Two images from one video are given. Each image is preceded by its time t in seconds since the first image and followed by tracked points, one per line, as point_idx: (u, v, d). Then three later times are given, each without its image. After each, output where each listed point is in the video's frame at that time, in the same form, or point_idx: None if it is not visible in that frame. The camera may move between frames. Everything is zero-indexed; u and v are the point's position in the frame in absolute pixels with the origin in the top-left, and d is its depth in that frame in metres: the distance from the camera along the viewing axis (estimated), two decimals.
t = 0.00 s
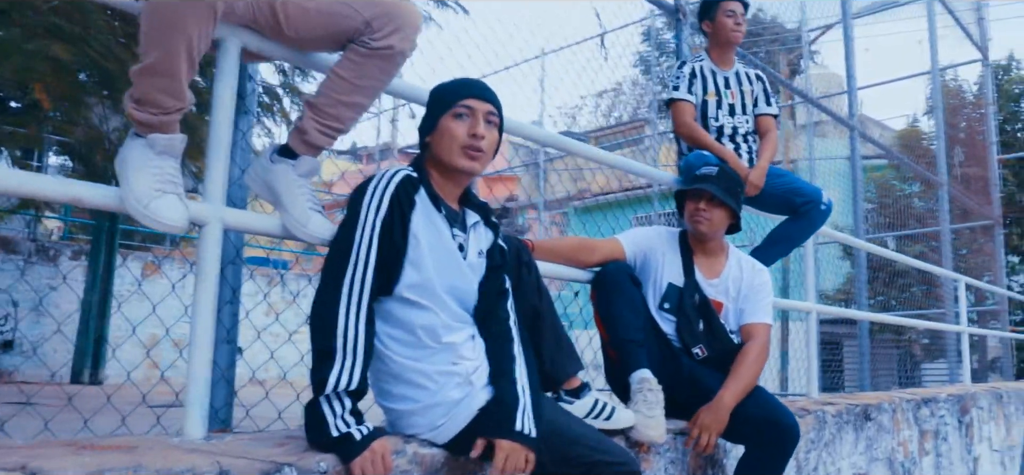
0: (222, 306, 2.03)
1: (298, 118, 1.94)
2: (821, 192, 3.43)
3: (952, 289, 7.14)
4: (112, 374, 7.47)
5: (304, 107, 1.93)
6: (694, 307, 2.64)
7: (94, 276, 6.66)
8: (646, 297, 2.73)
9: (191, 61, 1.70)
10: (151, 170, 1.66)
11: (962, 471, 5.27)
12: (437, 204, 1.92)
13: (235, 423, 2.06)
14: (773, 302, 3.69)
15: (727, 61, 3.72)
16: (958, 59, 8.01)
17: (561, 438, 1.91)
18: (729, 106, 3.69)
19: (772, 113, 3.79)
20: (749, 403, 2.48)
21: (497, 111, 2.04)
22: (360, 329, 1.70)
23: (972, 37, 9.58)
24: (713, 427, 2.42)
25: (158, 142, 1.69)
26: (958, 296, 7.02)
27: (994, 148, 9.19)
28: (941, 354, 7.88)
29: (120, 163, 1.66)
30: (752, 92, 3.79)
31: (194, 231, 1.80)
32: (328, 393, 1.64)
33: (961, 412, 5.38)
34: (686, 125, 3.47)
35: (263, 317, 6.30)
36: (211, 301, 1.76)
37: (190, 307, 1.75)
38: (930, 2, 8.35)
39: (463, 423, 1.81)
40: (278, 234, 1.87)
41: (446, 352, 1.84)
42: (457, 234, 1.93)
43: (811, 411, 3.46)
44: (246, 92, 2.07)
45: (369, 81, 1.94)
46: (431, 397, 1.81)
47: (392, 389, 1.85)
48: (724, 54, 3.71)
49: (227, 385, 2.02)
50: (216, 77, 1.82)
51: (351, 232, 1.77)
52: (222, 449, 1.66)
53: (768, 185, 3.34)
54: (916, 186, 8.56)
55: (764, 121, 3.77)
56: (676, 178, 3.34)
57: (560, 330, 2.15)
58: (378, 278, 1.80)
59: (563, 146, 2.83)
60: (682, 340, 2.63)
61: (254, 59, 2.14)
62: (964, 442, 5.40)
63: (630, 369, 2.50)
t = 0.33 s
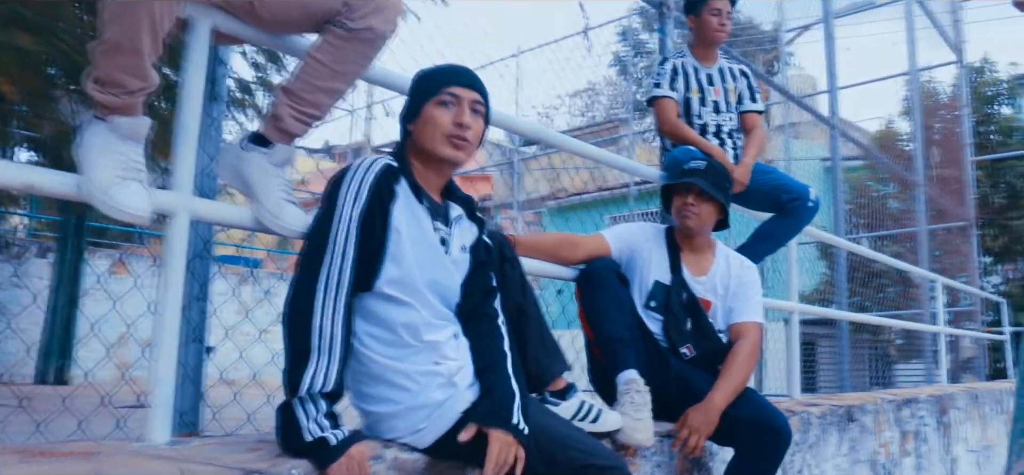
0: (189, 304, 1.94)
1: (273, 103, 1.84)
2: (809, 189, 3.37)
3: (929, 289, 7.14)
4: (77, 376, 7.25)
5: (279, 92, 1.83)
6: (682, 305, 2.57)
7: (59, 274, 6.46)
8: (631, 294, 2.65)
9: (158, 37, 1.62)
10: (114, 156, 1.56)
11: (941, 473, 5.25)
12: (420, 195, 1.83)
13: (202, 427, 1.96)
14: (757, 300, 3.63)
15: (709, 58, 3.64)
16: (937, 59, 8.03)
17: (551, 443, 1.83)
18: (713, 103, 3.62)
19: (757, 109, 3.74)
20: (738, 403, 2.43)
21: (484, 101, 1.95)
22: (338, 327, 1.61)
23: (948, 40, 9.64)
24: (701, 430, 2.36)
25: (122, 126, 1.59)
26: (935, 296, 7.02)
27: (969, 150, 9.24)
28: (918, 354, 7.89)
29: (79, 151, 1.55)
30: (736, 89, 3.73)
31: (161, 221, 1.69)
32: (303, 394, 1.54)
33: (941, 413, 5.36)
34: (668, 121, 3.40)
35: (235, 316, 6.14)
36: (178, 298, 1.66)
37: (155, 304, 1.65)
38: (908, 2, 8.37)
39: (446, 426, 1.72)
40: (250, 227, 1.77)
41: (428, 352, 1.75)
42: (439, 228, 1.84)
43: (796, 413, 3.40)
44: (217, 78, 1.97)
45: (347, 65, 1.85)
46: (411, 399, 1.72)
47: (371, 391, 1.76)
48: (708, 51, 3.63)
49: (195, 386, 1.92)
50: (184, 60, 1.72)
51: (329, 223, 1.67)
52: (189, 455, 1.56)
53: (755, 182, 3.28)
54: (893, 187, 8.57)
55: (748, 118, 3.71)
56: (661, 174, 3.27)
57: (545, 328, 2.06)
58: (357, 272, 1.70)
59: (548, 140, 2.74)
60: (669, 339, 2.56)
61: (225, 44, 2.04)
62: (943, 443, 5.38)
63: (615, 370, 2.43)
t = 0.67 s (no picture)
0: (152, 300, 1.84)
1: (241, 85, 1.75)
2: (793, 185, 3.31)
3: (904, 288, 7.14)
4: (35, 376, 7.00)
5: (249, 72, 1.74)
6: (666, 303, 2.50)
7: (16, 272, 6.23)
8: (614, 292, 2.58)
9: (117, 13, 1.59)
10: (67, 140, 1.47)
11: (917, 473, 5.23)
12: (397, 185, 1.74)
13: (163, 430, 1.86)
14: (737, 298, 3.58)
15: (689, 50, 3.57)
16: (911, 60, 8.07)
17: (532, 445, 1.75)
18: (694, 98, 3.55)
19: (739, 103, 3.69)
20: (724, 404, 2.38)
21: (465, 87, 1.86)
22: (309, 323, 1.51)
23: (920, 42, 9.70)
24: (686, 433, 2.29)
25: (79, 105, 1.53)
26: (910, 295, 7.02)
27: (940, 150, 9.30)
28: (891, 354, 7.90)
29: (32, 133, 1.46)
30: (718, 83, 3.68)
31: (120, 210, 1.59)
32: (272, 395, 1.45)
33: (917, 412, 5.34)
34: (650, 116, 3.35)
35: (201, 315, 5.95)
36: (138, 292, 1.56)
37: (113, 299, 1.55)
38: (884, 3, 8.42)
39: (425, 428, 1.64)
40: (217, 217, 1.67)
41: (405, 350, 1.66)
42: (417, 219, 1.75)
43: (777, 414, 3.35)
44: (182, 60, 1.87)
45: (320, 45, 1.77)
46: (387, 401, 1.63)
47: (343, 391, 1.66)
48: (688, 43, 3.56)
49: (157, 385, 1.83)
50: (150, 40, 1.64)
51: (301, 212, 1.58)
52: (149, 460, 1.47)
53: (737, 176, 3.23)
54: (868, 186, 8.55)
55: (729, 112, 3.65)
56: (643, 169, 3.20)
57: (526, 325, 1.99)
58: (330, 266, 1.61)
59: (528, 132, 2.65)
60: (652, 339, 2.48)
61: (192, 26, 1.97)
62: (919, 443, 5.36)
63: (597, 370, 2.35)
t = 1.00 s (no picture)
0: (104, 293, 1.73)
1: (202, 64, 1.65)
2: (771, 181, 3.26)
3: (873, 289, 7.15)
4: None
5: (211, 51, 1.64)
6: (645, 300, 2.43)
7: None
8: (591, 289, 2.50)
9: None
10: (8, 120, 1.38)
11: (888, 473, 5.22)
12: (369, 172, 1.64)
13: (114, 433, 1.75)
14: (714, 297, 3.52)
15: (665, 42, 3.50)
16: (881, 61, 8.08)
17: (511, 444, 1.60)
18: (670, 91, 3.48)
19: (716, 96, 3.62)
20: (705, 404, 2.31)
21: (442, 72, 1.77)
22: (272, 319, 1.41)
23: (888, 44, 9.73)
24: (666, 432, 2.20)
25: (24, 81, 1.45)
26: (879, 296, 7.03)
27: (908, 152, 9.33)
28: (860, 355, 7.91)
29: None
30: (695, 74, 3.61)
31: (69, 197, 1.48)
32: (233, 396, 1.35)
33: (887, 413, 5.33)
34: (628, 110, 3.28)
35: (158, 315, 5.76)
36: (88, 286, 1.45)
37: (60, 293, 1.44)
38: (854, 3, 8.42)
39: (397, 431, 1.55)
40: (176, 206, 1.57)
41: (376, 348, 1.56)
42: (389, 208, 1.66)
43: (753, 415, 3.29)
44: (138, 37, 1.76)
45: (288, 22, 1.69)
46: (356, 402, 1.53)
47: (311, 392, 1.56)
48: (664, 35, 3.49)
49: (109, 386, 1.72)
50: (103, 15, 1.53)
51: (264, 199, 1.48)
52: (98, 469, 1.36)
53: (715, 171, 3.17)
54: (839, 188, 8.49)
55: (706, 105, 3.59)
56: (620, 164, 3.13)
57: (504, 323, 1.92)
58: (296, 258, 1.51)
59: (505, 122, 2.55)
60: (631, 338, 2.40)
61: (148, 0, 1.86)
62: (890, 444, 5.35)
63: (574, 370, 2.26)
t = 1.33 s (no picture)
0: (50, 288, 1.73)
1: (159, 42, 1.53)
2: (747, 179, 3.23)
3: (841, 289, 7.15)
4: None
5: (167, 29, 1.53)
6: (621, 300, 2.34)
7: None
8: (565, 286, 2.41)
9: None
10: None
11: None
12: (335, 160, 1.55)
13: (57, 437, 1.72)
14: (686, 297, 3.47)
15: (638, 35, 3.43)
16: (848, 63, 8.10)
17: (485, 450, 1.53)
18: (644, 86, 3.42)
19: (691, 91, 3.57)
20: (684, 407, 2.23)
21: (416, 56, 1.67)
22: (229, 320, 1.31)
23: (855, 46, 9.76)
24: (643, 435, 2.13)
25: None
26: (848, 296, 7.02)
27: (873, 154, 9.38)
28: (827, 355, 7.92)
29: None
30: (670, 68, 3.53)
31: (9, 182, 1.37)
32: (186, 402, 1.25)
33: (856, 414, 5.31)
34: (601, 106, 3.22)
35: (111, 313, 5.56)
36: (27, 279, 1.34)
37: None
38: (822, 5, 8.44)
39: (364, 439, 1.46)
40: (125, 194, 1.46)
41: (342, 349, 1.46)
42: (357, 199, 1.56)
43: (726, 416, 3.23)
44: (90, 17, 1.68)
45: None
46: (320, 408, 1.44)
47: (271, 395, 1.46)
48: (637, 28, 3.43)
49: (53, 387, 1.70)
50: None
51: (223, 188, 1.37)
52: None
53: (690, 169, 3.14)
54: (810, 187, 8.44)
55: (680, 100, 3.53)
56: (593, 160, 3.07)
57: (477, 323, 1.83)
58: (259, 252, 1.40)
59: (479, 114, 2.46)
60: (604, 338, 2.32)
61: None
62: (858, 445, 5.34)
63: (548, 373, 2.18)
